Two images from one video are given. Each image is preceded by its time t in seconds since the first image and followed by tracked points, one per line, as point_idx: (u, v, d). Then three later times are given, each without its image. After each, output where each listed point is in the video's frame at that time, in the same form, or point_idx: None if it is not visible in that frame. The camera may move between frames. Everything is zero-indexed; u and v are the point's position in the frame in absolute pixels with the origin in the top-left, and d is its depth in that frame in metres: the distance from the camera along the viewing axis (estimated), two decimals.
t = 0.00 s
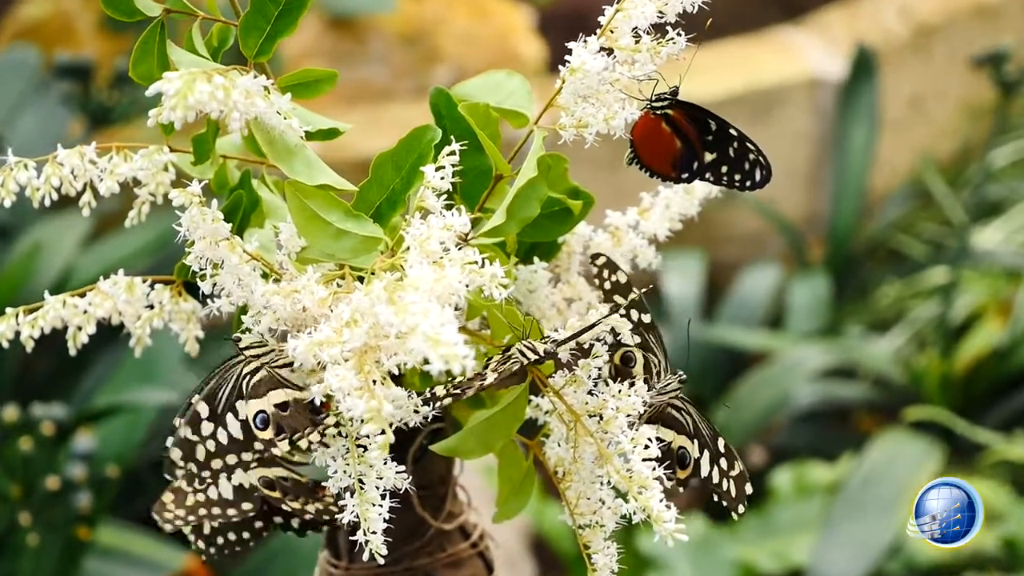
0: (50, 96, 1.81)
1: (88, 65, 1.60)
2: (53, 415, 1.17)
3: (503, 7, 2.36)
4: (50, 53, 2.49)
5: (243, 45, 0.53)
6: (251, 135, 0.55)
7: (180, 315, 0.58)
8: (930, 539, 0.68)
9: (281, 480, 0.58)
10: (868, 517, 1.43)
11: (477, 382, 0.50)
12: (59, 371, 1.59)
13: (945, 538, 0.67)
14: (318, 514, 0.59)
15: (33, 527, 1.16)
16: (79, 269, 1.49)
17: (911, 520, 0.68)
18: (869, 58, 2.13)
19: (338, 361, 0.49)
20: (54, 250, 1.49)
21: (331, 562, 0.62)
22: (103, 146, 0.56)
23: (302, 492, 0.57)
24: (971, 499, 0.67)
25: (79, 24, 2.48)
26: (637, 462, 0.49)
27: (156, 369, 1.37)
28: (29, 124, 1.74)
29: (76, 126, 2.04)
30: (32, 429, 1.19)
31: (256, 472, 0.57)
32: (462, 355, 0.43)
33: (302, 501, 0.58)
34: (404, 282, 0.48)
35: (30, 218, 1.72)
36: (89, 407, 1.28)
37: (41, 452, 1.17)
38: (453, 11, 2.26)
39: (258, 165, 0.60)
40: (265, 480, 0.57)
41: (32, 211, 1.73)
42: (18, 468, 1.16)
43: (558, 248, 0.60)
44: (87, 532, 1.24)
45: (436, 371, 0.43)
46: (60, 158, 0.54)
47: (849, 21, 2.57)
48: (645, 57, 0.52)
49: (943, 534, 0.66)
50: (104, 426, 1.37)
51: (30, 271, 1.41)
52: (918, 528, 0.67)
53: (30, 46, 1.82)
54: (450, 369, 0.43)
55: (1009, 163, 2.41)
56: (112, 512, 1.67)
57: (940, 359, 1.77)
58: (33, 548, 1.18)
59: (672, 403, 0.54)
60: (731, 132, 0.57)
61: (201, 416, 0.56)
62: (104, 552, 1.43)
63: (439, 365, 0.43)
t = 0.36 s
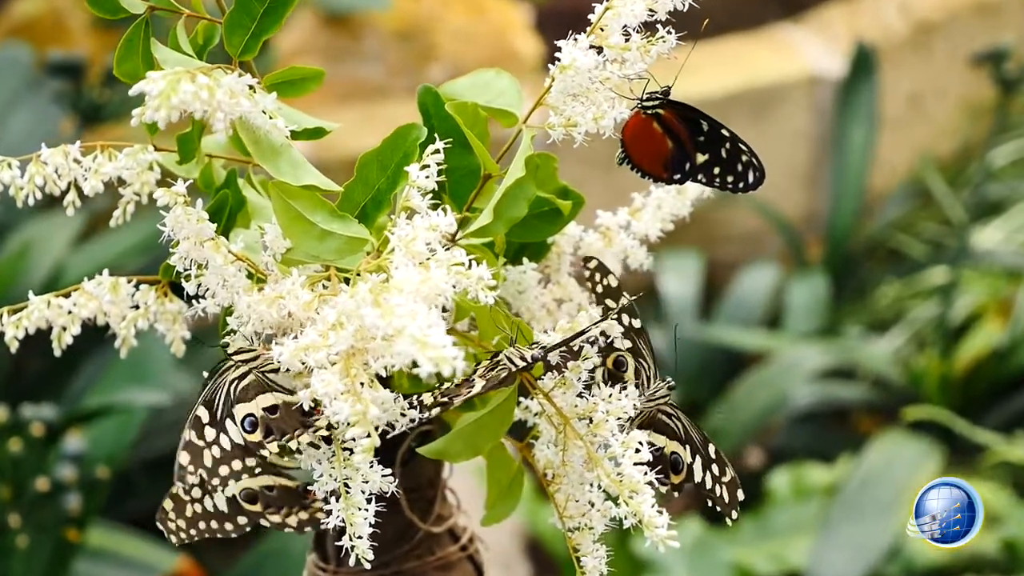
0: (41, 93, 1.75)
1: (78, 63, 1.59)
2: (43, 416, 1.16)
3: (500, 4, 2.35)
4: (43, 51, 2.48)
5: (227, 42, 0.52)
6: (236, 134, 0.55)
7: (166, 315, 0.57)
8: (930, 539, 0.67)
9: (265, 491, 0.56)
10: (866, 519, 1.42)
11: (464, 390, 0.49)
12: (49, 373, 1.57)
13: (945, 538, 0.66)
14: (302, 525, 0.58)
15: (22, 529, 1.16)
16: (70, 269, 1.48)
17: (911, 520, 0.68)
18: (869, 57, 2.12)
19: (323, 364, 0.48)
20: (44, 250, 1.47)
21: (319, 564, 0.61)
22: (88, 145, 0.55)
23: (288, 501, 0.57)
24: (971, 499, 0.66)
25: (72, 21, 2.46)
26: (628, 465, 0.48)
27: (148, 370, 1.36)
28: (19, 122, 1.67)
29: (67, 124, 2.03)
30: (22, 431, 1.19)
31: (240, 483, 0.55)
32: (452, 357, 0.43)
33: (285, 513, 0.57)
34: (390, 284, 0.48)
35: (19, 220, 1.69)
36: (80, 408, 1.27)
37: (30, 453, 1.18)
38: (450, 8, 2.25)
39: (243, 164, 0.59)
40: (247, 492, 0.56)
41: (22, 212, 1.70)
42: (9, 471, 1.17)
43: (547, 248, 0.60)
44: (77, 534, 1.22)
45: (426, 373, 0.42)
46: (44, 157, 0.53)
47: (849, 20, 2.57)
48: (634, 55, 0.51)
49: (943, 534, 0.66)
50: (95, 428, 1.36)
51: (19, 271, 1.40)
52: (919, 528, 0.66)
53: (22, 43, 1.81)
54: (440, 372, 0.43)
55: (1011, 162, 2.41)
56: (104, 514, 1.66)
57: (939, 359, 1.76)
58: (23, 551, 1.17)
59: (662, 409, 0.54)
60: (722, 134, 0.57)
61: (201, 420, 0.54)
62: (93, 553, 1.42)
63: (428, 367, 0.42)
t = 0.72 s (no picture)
0: (34, 92, 1.74)
1: (73, 62, 1.58)
2: (33, 419, 1.20)
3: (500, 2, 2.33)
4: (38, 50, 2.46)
5: (210, 45, 0.52)
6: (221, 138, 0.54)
7: (151, 320, 0.57)
8: (930, 539, 0.67)
9: (242, 493, 0.56)
10: (866, 523, 1.41)
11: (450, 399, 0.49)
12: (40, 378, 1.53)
13: (946, 538, 0.67)
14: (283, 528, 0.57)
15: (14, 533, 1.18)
16: (62, 271, 1.47)
17: (912, 520, 0.68)
18: (871, 55, 2.11)
19: (308, 371, 0.47)
20: (36, 252, 1.46)
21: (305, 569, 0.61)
22: (73, 148, 0.55)
23: (264, 502, 0.56)
24: (971, 498, 0.66)
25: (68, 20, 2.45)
26: (617, 471, 0.48)
27: (140, 373, 1.33)
28: (15, 121, 1.66)
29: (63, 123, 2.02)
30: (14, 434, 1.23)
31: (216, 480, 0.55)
32: (433, 367, 0.42)
33: (265, 516, 0.56)
34: (375, 289, 0.47)
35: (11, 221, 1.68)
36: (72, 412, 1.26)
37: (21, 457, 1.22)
38: (449, 6, 2.23)
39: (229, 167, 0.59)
40: (227, 494, 0.56)
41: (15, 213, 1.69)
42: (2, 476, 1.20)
43: (537, 252, 0.59)
44: (69, 537, 1.24)
45: (406, 382, 0.42)
46: (27, 160, 0.53)
47: (851, 18, 2.56)
48: (624, 58, 0.50)
49: (944, 534, 0.66)
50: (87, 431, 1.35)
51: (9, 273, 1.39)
52: (919, 528, 0.67)
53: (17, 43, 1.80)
54: (421, 381, 0.42)
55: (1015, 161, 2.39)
56: (97, 517, 1.65)
57: (941, 361, 1.76)
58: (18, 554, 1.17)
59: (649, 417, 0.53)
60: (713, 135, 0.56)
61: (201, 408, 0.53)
62: (87, 557, 1.41)
63: (408, 377, 0.42)
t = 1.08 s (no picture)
0: (28, 88, 1.73)
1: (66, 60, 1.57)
2: (22, 420, 1.31)
3: None
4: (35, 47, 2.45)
5: (194, 43, 0.51)
6: (205, 137, 0.54)
7: (136, 321, 0.56)
8: (930, 540, 0.67)
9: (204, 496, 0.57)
10: (865, 526, 1.40)
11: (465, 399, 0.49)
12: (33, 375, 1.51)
13: (945, 538, 0.66)
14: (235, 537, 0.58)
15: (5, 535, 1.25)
16: (56, 267, 1.46)
17: (912, 520, 0.67)
18: (874, 52, 2.10)
19: (296, 373, 0.45)
20: (29, 249, 1.46)
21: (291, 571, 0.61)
22: (56, 146, 0.54)
23: (229, 509, 0.57)
24: (972, 499, 0.65)
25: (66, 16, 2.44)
26: (602, 488, 0.48)
27: (132, 373, 1.32)
28: (7, 116, 1.66)
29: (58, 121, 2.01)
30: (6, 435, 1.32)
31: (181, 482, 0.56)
32: (430, 347, 0.41)
33: (219, 522, 0.57)
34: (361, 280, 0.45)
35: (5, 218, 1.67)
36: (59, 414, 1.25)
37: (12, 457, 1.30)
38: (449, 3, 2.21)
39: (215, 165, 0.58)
40: (186, 495, 0.56)
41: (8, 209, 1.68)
42: None
43: (527, 254, 0.58)
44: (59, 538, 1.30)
45: (404, 368, 0.41)
46: (9, 158, 0.52)
47: (853, 14, 2.54)
48: (616, 58, 0.49)
49: (943, 534, 0.65)
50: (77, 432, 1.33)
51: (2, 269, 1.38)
52: (918, 528, 0.66)
53: (11, 38, 1.79)
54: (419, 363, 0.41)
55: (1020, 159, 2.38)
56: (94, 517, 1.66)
57: (944, 361, 1.74)
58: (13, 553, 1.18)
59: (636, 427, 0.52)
60: (708, 139, 0.55)
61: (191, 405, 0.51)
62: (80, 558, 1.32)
63: (407, 361, 0.40)
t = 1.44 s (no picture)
0: (26, 78, 1.67)
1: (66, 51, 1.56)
2: (17, 413, 1.28)
3: None
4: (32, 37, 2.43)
5: (188, 35, 0.51)
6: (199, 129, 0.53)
7: (130, 316, 0.56)
8: (930, 540, 0.67)
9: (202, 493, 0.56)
10: (870, 526, 1.40)
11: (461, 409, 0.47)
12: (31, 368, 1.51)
13: (946, 538, 0.66)
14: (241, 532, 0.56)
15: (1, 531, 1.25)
16: (54, 260, 1.46)
17: (912, 520, 0.68)
18: (882, 47, 2.08)
19: (287, 371, 0.45)
20: (26, 242, 1.45)
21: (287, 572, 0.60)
22: (50, 138, 0.53)
23: (228, 503, 0.55)
24: (972, 498, 0.66)
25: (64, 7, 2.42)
26: (600, 485, 0.48)
27: (130, 367, 1.32)
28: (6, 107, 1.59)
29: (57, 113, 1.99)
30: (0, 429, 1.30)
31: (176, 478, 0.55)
32: (414, 355, 0.41)
33: (221, 518, 0.56)
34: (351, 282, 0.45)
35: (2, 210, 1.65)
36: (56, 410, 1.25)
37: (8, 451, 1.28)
38: None
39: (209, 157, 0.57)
40: (184, 493, 0.55)
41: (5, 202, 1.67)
42: None
43: (525, 250, 0.57)
44: (54, 534, 1.29)
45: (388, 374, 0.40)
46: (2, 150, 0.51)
47: (861, 9, 2.52)
48: (616, 51, 0.48)
49: (944, 534, 0.66)
50: (77, 427, 1.33)
51: None
52: (919, 528, 0.66)
53: (9, 28, 1.77)
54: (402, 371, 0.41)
55: None
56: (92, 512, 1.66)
57: (950, 360, 1.73)
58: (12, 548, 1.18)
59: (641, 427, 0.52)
60: (706, 135, 0.55)
61: (185, 407, 0.51)
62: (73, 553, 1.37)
63: (390, 367, 0.40)
